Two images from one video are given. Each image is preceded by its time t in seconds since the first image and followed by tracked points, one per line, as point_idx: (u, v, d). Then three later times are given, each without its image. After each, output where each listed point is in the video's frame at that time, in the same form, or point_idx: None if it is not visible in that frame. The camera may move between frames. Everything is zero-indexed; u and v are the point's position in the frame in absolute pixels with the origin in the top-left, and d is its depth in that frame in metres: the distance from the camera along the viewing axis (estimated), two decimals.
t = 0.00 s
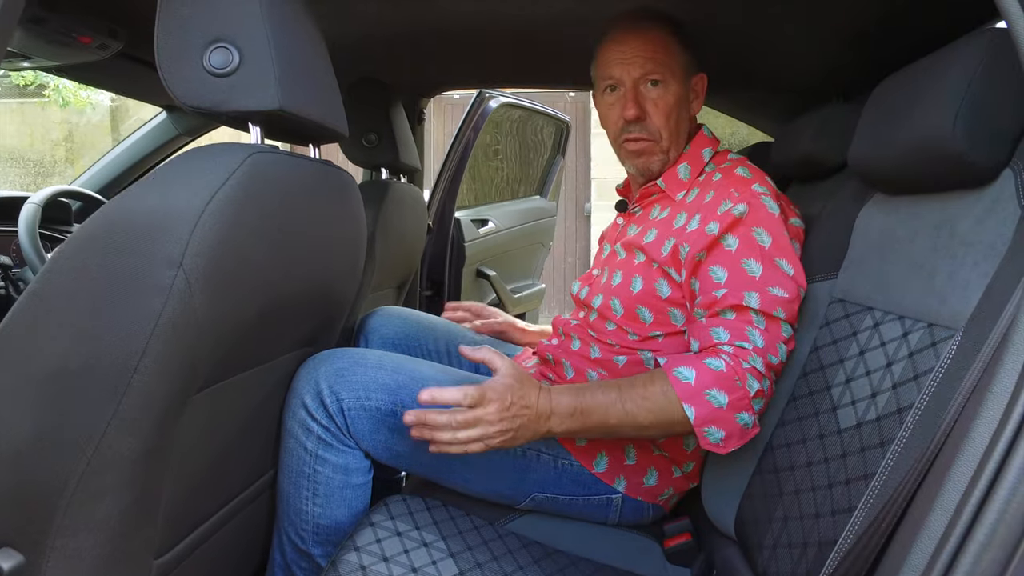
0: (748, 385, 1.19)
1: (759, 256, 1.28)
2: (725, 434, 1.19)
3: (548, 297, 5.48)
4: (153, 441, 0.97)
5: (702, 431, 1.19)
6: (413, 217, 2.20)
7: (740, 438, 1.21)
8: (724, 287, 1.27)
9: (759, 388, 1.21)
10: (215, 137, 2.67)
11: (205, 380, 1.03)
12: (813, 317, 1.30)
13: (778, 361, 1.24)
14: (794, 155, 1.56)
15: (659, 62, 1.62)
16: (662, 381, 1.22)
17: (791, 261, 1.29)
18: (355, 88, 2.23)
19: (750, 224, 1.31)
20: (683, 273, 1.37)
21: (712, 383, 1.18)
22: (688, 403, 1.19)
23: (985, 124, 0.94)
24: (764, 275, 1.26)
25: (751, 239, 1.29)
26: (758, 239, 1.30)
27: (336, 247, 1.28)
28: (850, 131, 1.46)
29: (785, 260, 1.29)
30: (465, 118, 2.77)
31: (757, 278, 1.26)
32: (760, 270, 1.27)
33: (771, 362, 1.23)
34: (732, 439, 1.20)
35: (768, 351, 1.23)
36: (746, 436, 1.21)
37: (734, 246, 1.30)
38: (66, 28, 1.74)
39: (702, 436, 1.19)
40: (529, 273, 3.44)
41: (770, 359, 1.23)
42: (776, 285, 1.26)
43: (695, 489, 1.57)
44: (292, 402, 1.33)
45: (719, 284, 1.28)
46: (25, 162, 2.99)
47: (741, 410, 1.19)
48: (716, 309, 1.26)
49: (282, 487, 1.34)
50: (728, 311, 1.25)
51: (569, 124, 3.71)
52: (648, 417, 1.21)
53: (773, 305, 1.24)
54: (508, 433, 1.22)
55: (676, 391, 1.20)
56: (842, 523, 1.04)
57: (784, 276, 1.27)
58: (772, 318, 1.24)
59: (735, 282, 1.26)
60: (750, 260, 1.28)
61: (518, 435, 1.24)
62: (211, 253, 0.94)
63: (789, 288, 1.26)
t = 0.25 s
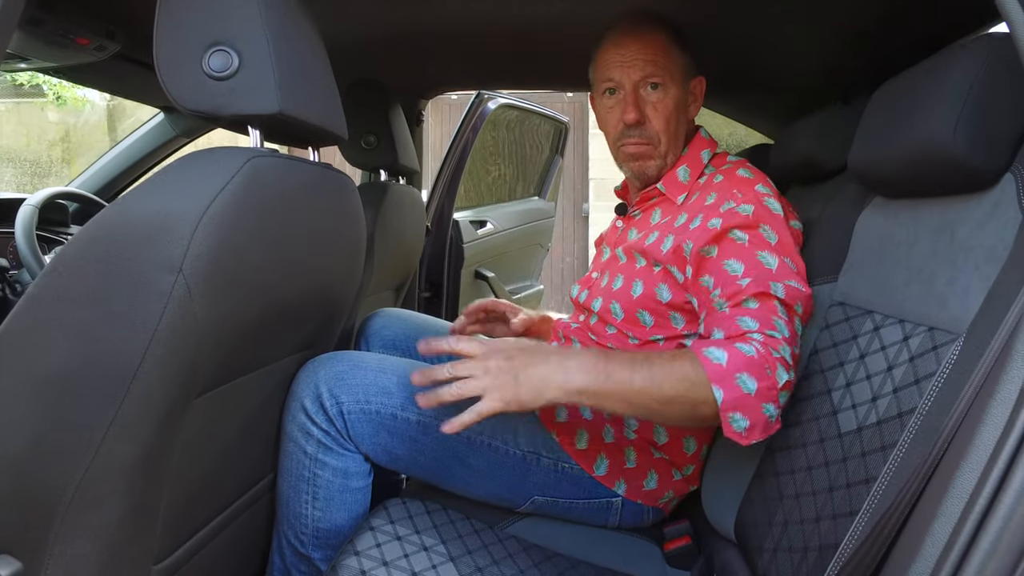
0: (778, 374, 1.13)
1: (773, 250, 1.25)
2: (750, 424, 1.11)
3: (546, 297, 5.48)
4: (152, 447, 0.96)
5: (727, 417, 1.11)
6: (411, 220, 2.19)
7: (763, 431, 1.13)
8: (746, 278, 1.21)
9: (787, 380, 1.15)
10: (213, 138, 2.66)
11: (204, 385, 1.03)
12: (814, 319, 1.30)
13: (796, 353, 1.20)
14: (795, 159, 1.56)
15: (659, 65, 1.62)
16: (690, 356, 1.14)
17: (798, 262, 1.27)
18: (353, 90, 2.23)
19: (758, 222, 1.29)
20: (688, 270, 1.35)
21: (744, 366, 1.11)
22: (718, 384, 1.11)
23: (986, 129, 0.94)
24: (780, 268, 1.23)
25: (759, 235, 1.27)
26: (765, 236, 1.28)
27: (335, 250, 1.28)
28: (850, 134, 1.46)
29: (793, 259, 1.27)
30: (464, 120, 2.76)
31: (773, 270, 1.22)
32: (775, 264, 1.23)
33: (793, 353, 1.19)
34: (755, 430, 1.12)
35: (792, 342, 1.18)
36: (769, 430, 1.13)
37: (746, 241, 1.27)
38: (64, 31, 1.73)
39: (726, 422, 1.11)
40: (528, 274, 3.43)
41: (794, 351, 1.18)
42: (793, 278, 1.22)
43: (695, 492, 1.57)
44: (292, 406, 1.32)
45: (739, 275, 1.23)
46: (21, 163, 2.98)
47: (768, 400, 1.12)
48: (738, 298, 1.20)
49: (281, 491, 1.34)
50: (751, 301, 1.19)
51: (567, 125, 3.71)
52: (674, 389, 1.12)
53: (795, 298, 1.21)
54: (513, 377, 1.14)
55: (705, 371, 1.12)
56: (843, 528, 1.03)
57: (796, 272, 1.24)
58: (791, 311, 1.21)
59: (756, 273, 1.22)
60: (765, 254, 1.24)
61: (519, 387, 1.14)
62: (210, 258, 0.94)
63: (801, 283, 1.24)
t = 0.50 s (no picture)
0: (792, 366, 1.12)
1: (784, 245, 1.24)
2: (762, 413, 1.10)
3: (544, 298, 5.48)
4: (152, 454, 0.96)
5: (742, 403, 1.08)
6: (411, 222, 2.19)
7: (771, 424, 1.11)
8: (759, 270, 1.20)
9: (799, 373, 1.14)
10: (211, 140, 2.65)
11: (204, 391, 1.03)
12: (814, 323, 1.30)
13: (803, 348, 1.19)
14: (795, 162, 1.56)
15: (663, 73, 1.62)
16: (710, 340, 1.11)
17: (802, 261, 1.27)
18: (352, 92, 2.23)
19: (764, 222, 1.28)
20: (695, 267, 1.36)
21: (762, 353, 1.09)
22: (736, 367, 1.08)
23: (986, 135, 0.93)
24: (789, 262, 1.22)
25: (767, 233, 1.26)
26: (771, 234, 1.26)
27: (334, 255, 1.28)
28: (850, 138, 1.46)
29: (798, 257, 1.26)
30: (463, 122, 2.76)
31: (783, 264, 1.22)
32: (784, 258, 1.23)
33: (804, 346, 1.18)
34: (765, 421, 1.10)
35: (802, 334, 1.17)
36: (777, 423, 1.12)
37: (756, 237, 1.25)
38: (61, 33, 1.72)
39: (740, 409, 1.08)
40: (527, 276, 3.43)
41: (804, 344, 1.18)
42: (801, 274, 1.22)
43: (695, 495, 1.57)
44: (291, 411, 1.32)
45: (751, 266, 1.21)
46: (18, 164, 2.97)
47: (780, 392, 1.11)
48: (751, 287, 1.18)
49: (281, 497, 1.34)
50: (764, 291, 1.18)
51: (566, 126, 3.71)
52: (690, 374, 1.08)
53: (805, 294, 1.21)
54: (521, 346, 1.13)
55: (724, 352, 1.09)
56: (845, 534, 1.03)
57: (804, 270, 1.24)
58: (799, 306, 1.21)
59: (770, 264, 1.21)
60: (774, 248, 1.24)
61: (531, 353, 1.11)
62: (209, 265, 0.93)
63: (808, 279, 1.24)
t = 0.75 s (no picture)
0: (782, 366, 1.11)
1: (778, 246, 1.24)
2: (755, 416, 1.09)
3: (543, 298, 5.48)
4: (151, 457, 0.96)
5: (732, 409, 1.09)
6: (410, 223, 2.19)
7: (768, 425, 1.10)
8: (750, 270, 1.21)
9: (792, 372, 1.13)
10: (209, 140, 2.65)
11: (203, 393, 1.02)
12: (814, 323, 1.30)
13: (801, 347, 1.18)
14: (794, 163, 1.56)
15: (665, 72, 1.62)
16: (692, 351, 1.12)
17: (800, 261, 1.26)
18: (350, 93, 2.22)
19: (760, 222, 1.28)
20: (693, 268, 1.36)
21: (748, 355, 1.10)
22: (722, 374, 1.09)
23: (987, 136, 0.93)
24: (783, 261, 1.22)
25: (762, 233, 1.26)
26: (767, 233, 1.26)
27: (333, 256, 1.27)
28: (849, 139, 1.46)
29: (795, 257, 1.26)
30: (462, 122, 2.75)
31: (777, 263, 1.21)
32: (779, 258, 1.22)
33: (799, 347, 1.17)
34: (760, 423, 1.10)
35: (796, 334, 1.17)
36: (774, 424, 1.10)
37: (750, 236, 1.26)
38: (58, 33, 1.71)
39: (730, 414, 1.09)
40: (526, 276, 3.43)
41: (799, 343, 1.17)
42: (796, 273, 1.22)
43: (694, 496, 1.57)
44: (290, 414, 1.32)
45: (740, 268, 1.22)
46: (16, 164, 2.97)
47: (773, 392, 1.10)
48: (740, 289, 1.19)
49: (280, 500, 1.33)
50: (754, 292, 1.18)
51: (564, 126, 3.71)
52: (674, 386, 1.10)
53: (800, 293, 1.20)
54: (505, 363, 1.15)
55: (709, 360, 1.10)
56: (845, 536, 1.03)
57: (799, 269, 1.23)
58: (794, 305, 1.20)
59: (758, 264, 1.21)
60: (768, 248, 1.24)
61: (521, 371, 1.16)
62: (208, 267, 0.93)
63: (804, 279, 1.23)
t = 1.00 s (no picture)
0: (774, 356, 1.11)
1: (774, 240, 1.24)
2: (743, 404, 1.08)
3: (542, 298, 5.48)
4: (148, 459, 0.95)
5: (720, 394, 1.08)
6: (408, 223, 2.18)
7: (756, 415, 1.09)
8: (746, 261, 1.20)
9: (784, 363, 1.12)
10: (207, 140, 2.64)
11: (201, 395, 1.02)
12: (814, 324, 1.29)
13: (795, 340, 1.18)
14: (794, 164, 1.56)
15: (657, 73, 1.61)
16: (684, 334, 1.11)
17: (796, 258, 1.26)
18: (349, 94, 2.22)
19: (757, 218, 1.27)
20: (692, 261, 1.36)
21: (740, 342, 1.09)
22: (711, 358, 1.08)
23: (987, 137, 0.93)
24: (779, 256, 1.21)
25: (759, 227, 1.26)
26: (765, 229, 1.26)
27: (332, 256, 1.27)
28: (848, 139, 1.45)
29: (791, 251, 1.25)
30: (461, 123, 2.75)
31: (773, 257, 1.21)
32: (774, 251, 1.22)
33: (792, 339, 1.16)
34: (748, 413, 1.09)
35: (789, 326, 1.16)
36: (762, 415, 1.10)
37: (746, 229, 1.25)
38: (56, 33, 1.71)
39: (718, 400, 1.08)
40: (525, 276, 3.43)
41: (792, 335, 1.16)
42: (791, 267, 1.22)
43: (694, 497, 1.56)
44: (289, 415, 1.32)
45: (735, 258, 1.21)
46: (14, 164, 2.96)
47: (763, 382, 1.09)
48: (735, 279, 1.19)
49: (279, 501, 1.33)
50: (749, 283, 1.18)
51: (563, 126, 3.71)
52: (662, 366, 1.10)
53: (794, 285, 1.20)
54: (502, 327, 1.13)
55: (699, 343, 1.09)
56: (845, 537, 1.03)
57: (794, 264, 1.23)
58: (788, 298, 1.20)
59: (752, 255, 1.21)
60: (764, 241, 1.23)
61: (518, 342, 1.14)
62: (206, 269, 0.93)
63: (800, 273, 1.23)
